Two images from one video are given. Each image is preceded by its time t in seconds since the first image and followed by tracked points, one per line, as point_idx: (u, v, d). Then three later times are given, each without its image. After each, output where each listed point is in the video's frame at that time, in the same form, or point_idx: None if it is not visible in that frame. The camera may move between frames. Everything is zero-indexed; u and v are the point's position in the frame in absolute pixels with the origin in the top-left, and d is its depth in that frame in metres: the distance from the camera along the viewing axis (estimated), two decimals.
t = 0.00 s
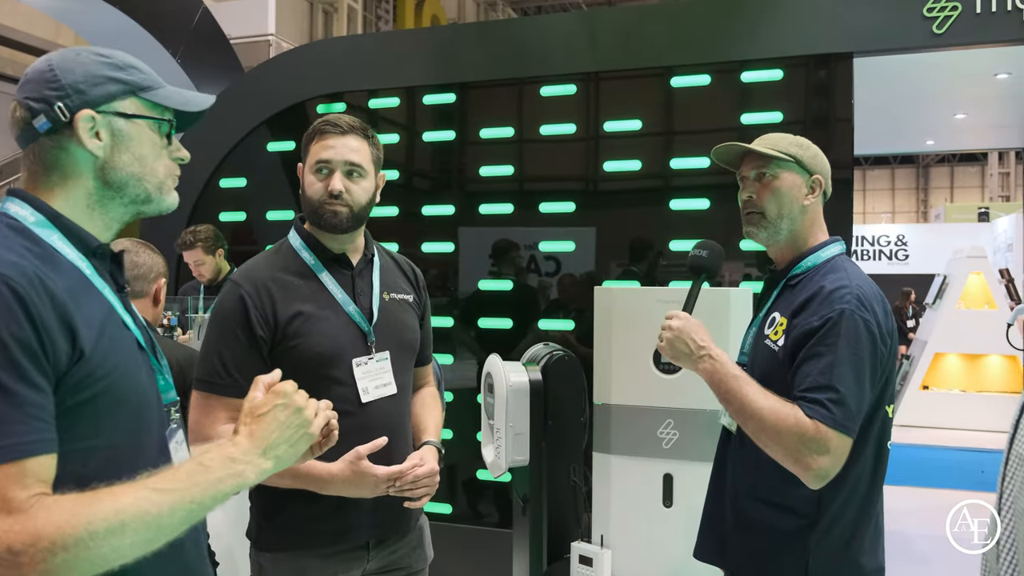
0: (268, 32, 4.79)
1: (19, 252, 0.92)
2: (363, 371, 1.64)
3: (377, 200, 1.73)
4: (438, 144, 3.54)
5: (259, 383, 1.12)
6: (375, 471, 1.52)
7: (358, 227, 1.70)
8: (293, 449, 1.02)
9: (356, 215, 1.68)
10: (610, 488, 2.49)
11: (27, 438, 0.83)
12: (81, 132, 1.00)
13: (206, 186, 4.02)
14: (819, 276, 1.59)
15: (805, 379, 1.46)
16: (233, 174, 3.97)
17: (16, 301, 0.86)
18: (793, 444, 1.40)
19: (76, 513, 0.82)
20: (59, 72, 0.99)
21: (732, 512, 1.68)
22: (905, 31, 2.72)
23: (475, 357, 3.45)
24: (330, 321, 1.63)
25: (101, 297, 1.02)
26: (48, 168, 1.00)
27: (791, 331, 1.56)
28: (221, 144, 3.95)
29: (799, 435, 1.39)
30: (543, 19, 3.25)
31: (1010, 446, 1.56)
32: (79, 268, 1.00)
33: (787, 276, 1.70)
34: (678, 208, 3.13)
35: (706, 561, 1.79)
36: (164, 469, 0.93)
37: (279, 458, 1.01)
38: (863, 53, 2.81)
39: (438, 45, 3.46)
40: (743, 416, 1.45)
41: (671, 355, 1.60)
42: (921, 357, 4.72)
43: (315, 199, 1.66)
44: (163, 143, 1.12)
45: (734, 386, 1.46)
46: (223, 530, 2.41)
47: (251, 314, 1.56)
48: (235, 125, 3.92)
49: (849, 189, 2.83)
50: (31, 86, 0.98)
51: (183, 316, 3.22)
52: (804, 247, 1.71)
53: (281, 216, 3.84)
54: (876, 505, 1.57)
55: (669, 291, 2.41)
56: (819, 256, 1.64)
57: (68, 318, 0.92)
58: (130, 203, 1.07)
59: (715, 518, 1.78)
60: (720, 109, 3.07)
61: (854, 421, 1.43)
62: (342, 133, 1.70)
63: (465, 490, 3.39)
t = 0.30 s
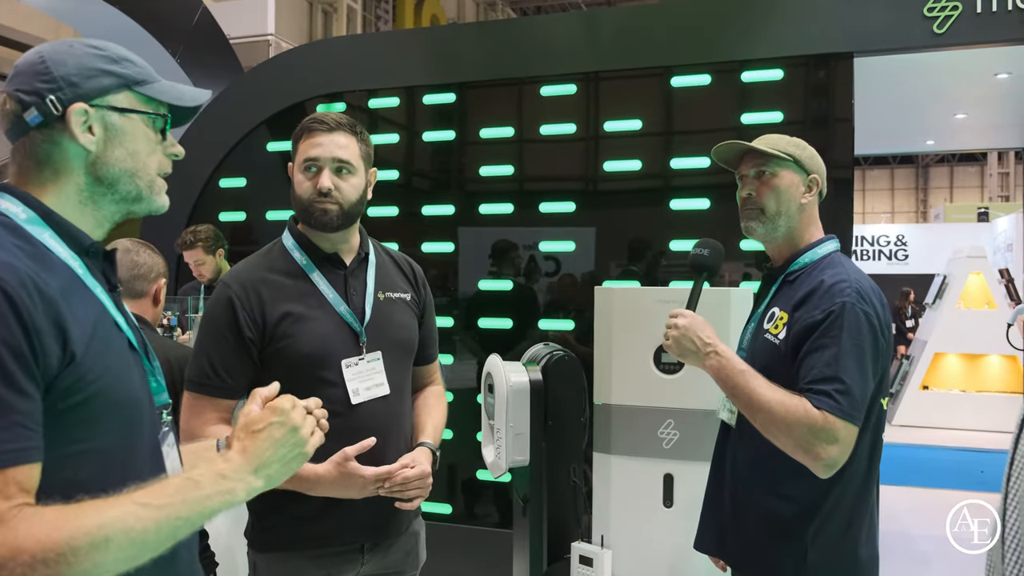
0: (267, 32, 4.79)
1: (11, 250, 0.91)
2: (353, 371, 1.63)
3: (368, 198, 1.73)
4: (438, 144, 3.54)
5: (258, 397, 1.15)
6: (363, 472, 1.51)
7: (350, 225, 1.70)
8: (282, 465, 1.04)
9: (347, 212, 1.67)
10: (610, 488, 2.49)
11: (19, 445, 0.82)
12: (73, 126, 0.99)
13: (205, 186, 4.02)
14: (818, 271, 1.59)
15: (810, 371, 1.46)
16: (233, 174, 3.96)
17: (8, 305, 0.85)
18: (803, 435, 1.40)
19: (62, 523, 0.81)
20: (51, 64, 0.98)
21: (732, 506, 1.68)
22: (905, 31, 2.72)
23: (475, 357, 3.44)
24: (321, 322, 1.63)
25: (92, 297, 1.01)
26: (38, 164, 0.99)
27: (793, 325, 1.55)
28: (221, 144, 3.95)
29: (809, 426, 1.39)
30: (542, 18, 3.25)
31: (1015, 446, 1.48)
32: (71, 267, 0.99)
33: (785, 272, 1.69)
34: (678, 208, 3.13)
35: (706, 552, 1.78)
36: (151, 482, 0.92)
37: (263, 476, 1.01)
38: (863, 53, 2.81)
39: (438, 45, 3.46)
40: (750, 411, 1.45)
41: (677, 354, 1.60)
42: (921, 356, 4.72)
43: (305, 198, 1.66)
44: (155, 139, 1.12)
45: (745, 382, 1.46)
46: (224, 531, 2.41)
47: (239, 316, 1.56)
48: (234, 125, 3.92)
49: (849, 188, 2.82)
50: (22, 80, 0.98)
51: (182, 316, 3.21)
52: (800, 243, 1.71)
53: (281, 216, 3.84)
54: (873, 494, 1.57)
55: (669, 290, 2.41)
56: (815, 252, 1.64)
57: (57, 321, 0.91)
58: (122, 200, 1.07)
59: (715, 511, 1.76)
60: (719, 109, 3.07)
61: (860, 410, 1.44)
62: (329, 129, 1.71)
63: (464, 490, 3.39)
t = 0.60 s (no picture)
0: (267, 32, 4.79)
1: (22, 244, 0.88)
2: (354, 371, 1.63)
3: (368, 198, 1.72)
4: (437, 144, 3.53)
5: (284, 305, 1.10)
6: (365, 473, 1.51)
7: (350, 226, 1.70)
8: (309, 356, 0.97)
9: (347, 213, 1.67)
10: (610, 488, 2.48)
11: (68, 424, 0.81)
12: (78, 120, 0.98)
13: (205, 186, 4.01)
14: (817, 268, 1.59)
15: (810, 366, 1.45)
16: (233, 174, 3.96)
17: (35, 290, 0.84)
18: (804, 428, 1.39)
19: (120, 484, 0.81)
20: (56, 56, 0.97)
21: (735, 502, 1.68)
22: (905, 31, 2.72)
23: (475, 357, 3.44)
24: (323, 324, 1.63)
25: (102, 295, 0.99)
26: (42, 157, 0.98)
27: (794, 321, 1.55)
28: (221, 144, 3.95)
29: (809, 419, 1.39)
30: (542, 18, 3.24)
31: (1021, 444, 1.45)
32: (77, 262, 0.97)
33: (785, 269, 1.69)
34: (678, 207, 3.13)
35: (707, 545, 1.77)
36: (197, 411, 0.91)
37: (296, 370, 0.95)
38: (864, 52, 2.80)
39: (438, 45, 3.45)
40: (752, 404, 1.45)
41: (681, 349, 1.61)
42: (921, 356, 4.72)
43: (305, 199, 1.66)
44: (161, 133, 1.10)
45: (746, 375, 1.46)
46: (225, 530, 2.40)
47: (239, 317, 1.55)
48: (234, 125, 3.91)
49: (849, 188, 2.82)
50: (26, 71, 0.96)
51: (183, 316, 3.21)
52: (800, 241, 1.70)
53: (281, 216, 3.84)
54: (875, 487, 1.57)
55: (670, 291, 2.41)
56: (815, 250, 1.64)
57: (80, 309, 0.91)
58: (128, 194, 1.06)
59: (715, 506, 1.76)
60: (720, 109, 3.07)
61: (859, 404, 1.43)
62: (329, 129, 1.70)
63: (464, 490, 3.39)
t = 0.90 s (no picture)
0: (267, 32, 4.78)
1: (56, 247, 0.91)
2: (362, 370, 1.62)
3: (368, 198, 1.71)
4: (438, 144, 3.53)
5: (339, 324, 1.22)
6: (372, 471, 1.49)
7: (353, 225, 1.70)
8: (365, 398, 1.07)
9: (349, 213, 1.67)
10: (611, 488, 2.48)
11: (98, 426, 0.84)
12: (95, 129, 0.98)
13: (205, 186, 4.01)
14: (822, 266, 1.59)
15: (820, 362, 1.46)
16: (233, 174, 3.96)
17: (82, 292, 0.88)
18: (816, 423, 1.40)
19: (171, 479, 0.88)
20: (72, 68, 0.97)
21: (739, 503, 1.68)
22: (907, 30, 2.71)
23: (476, 357, 3.44)
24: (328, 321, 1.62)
25: (124, 298, 1.00)
26: (61, 165, 0.99)
27: (801, 319, 1.55)
28: (220, 143, 3.95)
29: (822, 414, 1.39)
30: (543, 18, 3.24)
31: None
32: (102, 265, 0.99)
33: (789, 268, 1.68)
34: (679, 207, 3.12)
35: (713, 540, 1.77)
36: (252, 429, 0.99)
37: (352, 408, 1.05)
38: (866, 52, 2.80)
39: (438, 44, 3.45)
40: (765, 401, 1.45)
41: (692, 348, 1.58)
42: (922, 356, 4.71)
43: (307, 199, 1.65)
44: (174, 140, 1.10)
45: (760, 373, 1.45)
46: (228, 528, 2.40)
47: (247, 317, 1.55)
48: (234, 125, 3.91)
49: (850, 188, 2.82)
50: (43, 83, 0.97)
51: (184, 315, 3.21)
52: (801, 242, 1.70)
53: (281, 216, 3.83)
54: (879, 484, 1.56)
55: (669, 290, 2.41)
56: (816, 249, 1.64)
57: (117, 311, 0.94)
58: (142, 200, 1.06)
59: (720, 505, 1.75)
60: (721, 109, 3.07)
61: (868, 399, 1.44)
62: (329, 129, 1.69)
63: (465, 490, 3.38)
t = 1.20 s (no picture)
0: (269, 32, 4.79)
1: (76, 250, 0.92)
2: (368, 367, 1.62)
3: (378, 197, 1.71)
4: (439, 144, 3.53)
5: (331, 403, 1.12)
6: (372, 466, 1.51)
7: (362, 223, 1.70)
8: (325, 489, 0.94)
9: (357, 211, 1.67)
10: (614, 488, 2.47)
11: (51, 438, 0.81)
12: (110, 137, 0.98)
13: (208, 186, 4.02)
14: (829, 267, 1.58)
15: (832, 361, 1.45)
16: (234, 174, 3.96)
17: (82, 303, 0.86)
18: (831, 422, 1.39)
19: (106, 510, 0.83)
20: (95, 79, 0.99)
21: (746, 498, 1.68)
22: (911, 29, 2.70)
23: (478, 357, 3.44)
24: (334, 319, 1.62)
25: (144, 300, 1.00)
26: (85, 172, 0.99)
27: (810, 319, 1.54)
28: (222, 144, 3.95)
29: (836, 413, 1.39)
30: (544, 18, 3.24)
31: None
32: (124, 268, 0.99)
33: (796, 269, 1.67)
34: (682, 207, 3.12)
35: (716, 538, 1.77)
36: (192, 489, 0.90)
37: (307, 498, 0.93)
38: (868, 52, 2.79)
39: (440, 44, 3.45)
40: (780, 402, 1.44)
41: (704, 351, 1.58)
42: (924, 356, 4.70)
43: (317, 197, 1.67)
44: (196, 148, 1.09)
45: (774, 375, 1.44)
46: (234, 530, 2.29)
47: (253, 313, 1.58)
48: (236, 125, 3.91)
49: (853, 188, 2.81)
50: (71, 93, 0.99)
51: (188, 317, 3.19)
52: (807, 243, 1.69)
53: (284, 217, 3.84)
54: (883, 482, 1.55)
55: (670, 290, 2.41)
56: (822, 252, 1.63)
57: (122, 318, 0.93)
58: (159, 209, 1.06)
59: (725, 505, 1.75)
60: (724, 108, 3.06)
61: (880, 397, 1.45)
62: (340, 128, 1.70)
63: (467, 490, 3.38)
